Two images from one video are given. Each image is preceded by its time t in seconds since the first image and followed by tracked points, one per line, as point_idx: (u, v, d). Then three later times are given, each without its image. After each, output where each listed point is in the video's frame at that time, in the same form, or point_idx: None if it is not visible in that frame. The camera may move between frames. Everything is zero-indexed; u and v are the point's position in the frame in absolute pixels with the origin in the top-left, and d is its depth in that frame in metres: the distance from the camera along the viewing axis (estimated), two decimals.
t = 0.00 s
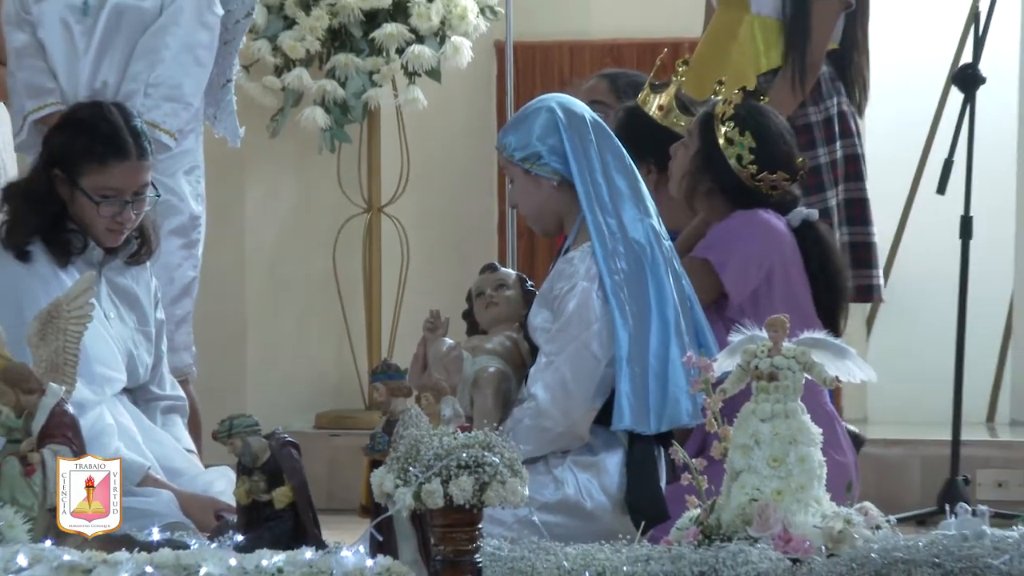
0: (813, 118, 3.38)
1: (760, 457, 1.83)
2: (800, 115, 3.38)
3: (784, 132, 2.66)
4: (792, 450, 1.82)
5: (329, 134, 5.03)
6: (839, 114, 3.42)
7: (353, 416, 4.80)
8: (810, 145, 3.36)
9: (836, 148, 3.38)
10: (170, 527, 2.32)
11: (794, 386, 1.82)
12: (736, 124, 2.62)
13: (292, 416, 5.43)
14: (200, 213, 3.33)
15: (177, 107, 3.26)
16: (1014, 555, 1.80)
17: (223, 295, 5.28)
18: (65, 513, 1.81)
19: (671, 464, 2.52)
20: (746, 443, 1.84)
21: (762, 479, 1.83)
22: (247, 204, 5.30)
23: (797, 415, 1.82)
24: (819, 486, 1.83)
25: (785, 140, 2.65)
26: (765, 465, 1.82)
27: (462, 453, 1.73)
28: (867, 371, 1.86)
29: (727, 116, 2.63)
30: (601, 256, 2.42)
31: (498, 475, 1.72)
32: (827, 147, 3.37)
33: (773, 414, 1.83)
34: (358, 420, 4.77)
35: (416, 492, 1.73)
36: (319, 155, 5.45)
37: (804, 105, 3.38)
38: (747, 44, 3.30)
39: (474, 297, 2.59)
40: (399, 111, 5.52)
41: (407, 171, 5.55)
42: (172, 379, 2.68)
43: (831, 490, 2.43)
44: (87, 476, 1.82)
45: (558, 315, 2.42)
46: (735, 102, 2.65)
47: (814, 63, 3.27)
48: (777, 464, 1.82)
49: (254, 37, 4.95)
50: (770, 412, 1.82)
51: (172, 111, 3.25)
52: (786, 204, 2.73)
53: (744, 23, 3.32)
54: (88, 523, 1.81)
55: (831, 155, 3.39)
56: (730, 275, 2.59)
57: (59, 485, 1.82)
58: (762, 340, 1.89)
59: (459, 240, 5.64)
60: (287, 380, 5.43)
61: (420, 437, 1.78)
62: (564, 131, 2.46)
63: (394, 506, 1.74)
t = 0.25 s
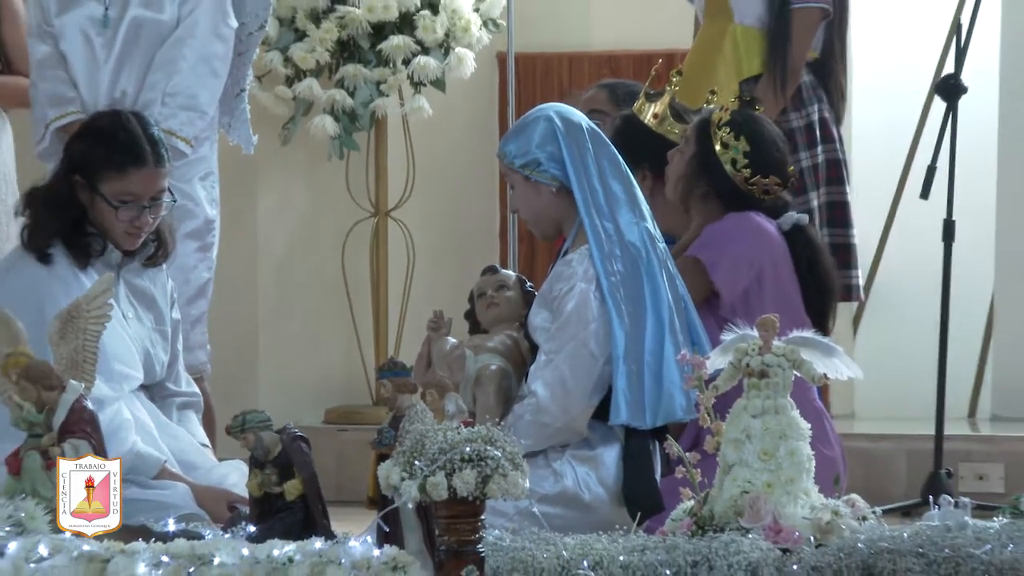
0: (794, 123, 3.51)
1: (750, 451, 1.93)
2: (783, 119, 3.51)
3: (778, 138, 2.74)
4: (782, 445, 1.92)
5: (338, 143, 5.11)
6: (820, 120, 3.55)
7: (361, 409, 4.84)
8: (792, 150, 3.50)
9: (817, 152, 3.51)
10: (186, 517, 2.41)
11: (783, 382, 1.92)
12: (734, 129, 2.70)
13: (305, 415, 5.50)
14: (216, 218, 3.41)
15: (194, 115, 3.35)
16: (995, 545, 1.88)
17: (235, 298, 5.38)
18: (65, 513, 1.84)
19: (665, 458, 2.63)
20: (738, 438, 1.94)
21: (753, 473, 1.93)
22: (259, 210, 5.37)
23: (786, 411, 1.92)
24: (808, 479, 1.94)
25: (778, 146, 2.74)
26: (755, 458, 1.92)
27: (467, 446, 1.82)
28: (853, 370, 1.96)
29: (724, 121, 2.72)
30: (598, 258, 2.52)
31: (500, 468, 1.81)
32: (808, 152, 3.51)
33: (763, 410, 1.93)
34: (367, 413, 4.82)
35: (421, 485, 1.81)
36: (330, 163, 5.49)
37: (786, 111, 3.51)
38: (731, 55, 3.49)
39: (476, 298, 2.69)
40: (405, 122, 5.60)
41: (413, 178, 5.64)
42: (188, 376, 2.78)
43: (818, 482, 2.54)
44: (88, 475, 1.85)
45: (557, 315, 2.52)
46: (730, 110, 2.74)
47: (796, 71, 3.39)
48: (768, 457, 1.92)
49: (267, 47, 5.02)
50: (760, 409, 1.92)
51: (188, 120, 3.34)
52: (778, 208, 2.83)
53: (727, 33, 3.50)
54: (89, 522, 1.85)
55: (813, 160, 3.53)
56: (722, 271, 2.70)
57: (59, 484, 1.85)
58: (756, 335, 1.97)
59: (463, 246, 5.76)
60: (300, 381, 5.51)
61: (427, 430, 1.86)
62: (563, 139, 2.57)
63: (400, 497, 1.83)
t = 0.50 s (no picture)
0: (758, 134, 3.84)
1: (733, 440, 2.10)
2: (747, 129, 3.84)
3: (758, 150, 2.96)
4: (762, 435, 2.09)
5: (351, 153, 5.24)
6: (781, 132, 3.86)
7: (373, 402, 5.03)
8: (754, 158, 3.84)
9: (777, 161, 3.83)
10: (211, 502, 2.62)
11: (762, 377, 2.10)
12: (718, 141, 2.91)
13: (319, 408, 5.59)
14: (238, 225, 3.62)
15: (217, 129, 3.52)
16: (958, 527, 2.04)
17: (257, 299, 5.46)
18: (66, 513, 1.82)
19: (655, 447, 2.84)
20: (721, 429, 2.11)
21: (735, 460, 2.09)
22: (279, 215, 5.47)
23: (766, 402, 2.10)
24: (786, 466, 2.11)
25: (758, 157, 2.95)
26: (737, 447, 2.09)
27: (469, 436, 1.92)
28: (828, 364, 2.14)
29: (709, 134, 2.92)
30: (592, 262, 2.73)
31: (500, 456, 1.90)
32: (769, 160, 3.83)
33: (744, 402, 2.11)
34: (377, 405, 5.01)
35: (428, 472, 1.92)
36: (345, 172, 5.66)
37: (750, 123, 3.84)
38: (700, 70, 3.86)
39: (478, 300, 2.90)
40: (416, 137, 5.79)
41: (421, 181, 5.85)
42: (212, 370, 3.00)
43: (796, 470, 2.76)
44: (89, 476, 1.86)
45: (554, 316, 2.73)
46: (715, 125, 2.95)
47: (756, 79, 3.77)
48: (749, 446, 2.09)
49: (284, 68, 5.10)
50: (742, 400, 2.10)
51: (211, 133, 3.52)
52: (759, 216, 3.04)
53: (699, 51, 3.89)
54: (89, 523, 1.82)
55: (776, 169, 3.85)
56: (709, 280, 2.91)
57: (60, 484, 1.85)
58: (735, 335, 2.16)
59: (468, 248, 5.97)
60: (316, 373, 5.62)
61: (434, 423, 1.97)
62: (559, 152, 2.77)
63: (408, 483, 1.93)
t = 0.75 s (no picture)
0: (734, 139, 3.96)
1: (727, 437, 2.22)
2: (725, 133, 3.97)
3: (750, 155, 3.05)
4: (755, 431, 2.21)
5: (358, 161, 5.30)
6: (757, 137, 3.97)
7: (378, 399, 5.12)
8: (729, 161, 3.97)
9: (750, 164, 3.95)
10: (222, 496, 2.72)
11: (754, 375, 2.21)
12: (713, 146, 2.98)
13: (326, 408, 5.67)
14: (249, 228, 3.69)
15: (229, 136, 3.60)
16: (945, 521, 2.10)
17: (267, 301, 5.57)
18: (67, 513, 2.05)
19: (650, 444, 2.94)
20: (715, 425, 2.23)
21: (728, 456, 2.21)
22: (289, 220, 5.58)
23: (758, 400, 2.21)
24: (777, 460, 2.23)
25: (750, 161, 3.04)
26: (732, 444, 2.21)
27: (471, 432, 1.98)
28: (818, 363, 2.25)
29: (704, 139, 3.00)
30: (592, 264, 2.83)
31: (502, 452, 1.97)
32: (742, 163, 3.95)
33: (738, 400, 2.22)
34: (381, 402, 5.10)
35: (432, 467, 1.98)
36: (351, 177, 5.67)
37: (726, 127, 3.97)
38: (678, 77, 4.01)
39: (481, 302, 2.98)
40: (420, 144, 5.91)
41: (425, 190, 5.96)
42: (223, 368, 3.10)
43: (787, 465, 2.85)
44: (89, 476, 2.08)
45: (554, 316, 2.83)
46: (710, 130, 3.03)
47: (724, 89, 3.89)
48: (742, 443, 2.21)
49: (293, 77, 5.19)
50: (735, 398, 2.22)
51: (223, 140, 3.59)
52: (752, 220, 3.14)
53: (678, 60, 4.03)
54: (89, 523, 2.03)
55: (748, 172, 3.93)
56: (703, 284, 2.99)
57: (61, 485, 2.07)
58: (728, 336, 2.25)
59: (472, 256, 6.05)
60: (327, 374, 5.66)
61: (436, 419, 2.02)
62: (561, 157, 2.87)
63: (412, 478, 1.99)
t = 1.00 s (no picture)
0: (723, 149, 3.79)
1: (723, 434, 2.29)
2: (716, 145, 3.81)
3: (743, 158, 3.13)
4: (750, 429, 2.28)
5: (362, 165, 5.34)
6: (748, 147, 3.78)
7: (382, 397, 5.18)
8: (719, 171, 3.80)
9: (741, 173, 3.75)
10: (230, 492, 2.79)
11: (749, 372, 2.29)
12: (706, 149, 3.07)
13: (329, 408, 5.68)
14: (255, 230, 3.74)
15: (237, 140, 3.66)
16: (936, 517, 2.21)
17: (274, 302, 5.50)
18: (67, 513, 2.13)
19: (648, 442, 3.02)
20: (712, 423, 2.30)
21: (724, 453, 2.28)
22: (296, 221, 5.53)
23: (754, 399, 2.29)
24: (772, 457, 2.29)
25: (744, 164, 3.12)
26: (728, 442, 2.28)
27: (474, 430, 2.03)
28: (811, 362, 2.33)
29: (697, 143, 3.09)
30: (592, 266, 2.90)
31: (503, 449, 2.02)
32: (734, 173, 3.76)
33: (734, 398, 2.29)
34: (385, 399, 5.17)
35: (435, 464, 2.03)
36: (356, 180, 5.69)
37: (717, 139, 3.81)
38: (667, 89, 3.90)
39: (483, 303, 3.03)
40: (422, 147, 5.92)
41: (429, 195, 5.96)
42: (231, 367, 3.17)
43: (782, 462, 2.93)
44: (89, 476, 2.16)
45: (555, 317, 2.90)
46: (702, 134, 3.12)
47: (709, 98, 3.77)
48: (739, 440, 2.28)
49: (300, 84, 5.26)
50: (731, 396, 2.29)
51: (231, 144, 3.65)
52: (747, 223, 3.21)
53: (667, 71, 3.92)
54: (89, 522, 2.12)
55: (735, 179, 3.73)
56: (701, 289, 3.07)
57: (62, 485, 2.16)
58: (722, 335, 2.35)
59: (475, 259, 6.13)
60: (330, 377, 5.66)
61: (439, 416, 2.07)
62: (564, 161, 2.94)
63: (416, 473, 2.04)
